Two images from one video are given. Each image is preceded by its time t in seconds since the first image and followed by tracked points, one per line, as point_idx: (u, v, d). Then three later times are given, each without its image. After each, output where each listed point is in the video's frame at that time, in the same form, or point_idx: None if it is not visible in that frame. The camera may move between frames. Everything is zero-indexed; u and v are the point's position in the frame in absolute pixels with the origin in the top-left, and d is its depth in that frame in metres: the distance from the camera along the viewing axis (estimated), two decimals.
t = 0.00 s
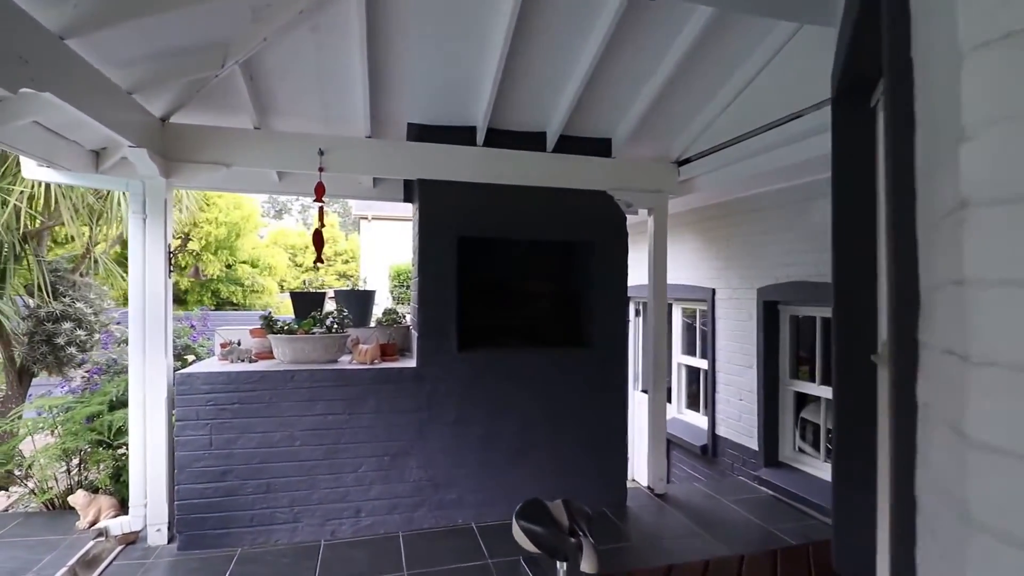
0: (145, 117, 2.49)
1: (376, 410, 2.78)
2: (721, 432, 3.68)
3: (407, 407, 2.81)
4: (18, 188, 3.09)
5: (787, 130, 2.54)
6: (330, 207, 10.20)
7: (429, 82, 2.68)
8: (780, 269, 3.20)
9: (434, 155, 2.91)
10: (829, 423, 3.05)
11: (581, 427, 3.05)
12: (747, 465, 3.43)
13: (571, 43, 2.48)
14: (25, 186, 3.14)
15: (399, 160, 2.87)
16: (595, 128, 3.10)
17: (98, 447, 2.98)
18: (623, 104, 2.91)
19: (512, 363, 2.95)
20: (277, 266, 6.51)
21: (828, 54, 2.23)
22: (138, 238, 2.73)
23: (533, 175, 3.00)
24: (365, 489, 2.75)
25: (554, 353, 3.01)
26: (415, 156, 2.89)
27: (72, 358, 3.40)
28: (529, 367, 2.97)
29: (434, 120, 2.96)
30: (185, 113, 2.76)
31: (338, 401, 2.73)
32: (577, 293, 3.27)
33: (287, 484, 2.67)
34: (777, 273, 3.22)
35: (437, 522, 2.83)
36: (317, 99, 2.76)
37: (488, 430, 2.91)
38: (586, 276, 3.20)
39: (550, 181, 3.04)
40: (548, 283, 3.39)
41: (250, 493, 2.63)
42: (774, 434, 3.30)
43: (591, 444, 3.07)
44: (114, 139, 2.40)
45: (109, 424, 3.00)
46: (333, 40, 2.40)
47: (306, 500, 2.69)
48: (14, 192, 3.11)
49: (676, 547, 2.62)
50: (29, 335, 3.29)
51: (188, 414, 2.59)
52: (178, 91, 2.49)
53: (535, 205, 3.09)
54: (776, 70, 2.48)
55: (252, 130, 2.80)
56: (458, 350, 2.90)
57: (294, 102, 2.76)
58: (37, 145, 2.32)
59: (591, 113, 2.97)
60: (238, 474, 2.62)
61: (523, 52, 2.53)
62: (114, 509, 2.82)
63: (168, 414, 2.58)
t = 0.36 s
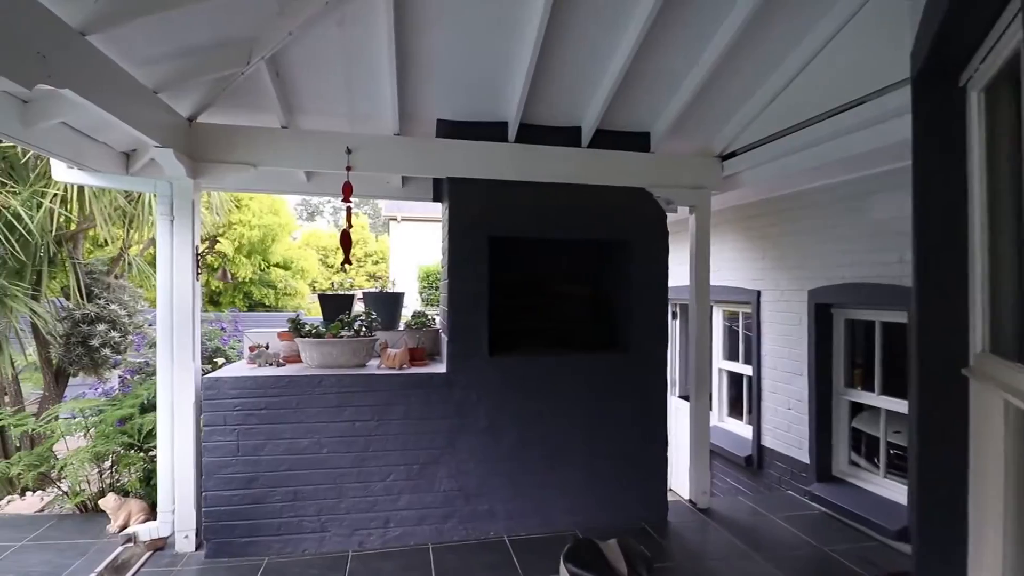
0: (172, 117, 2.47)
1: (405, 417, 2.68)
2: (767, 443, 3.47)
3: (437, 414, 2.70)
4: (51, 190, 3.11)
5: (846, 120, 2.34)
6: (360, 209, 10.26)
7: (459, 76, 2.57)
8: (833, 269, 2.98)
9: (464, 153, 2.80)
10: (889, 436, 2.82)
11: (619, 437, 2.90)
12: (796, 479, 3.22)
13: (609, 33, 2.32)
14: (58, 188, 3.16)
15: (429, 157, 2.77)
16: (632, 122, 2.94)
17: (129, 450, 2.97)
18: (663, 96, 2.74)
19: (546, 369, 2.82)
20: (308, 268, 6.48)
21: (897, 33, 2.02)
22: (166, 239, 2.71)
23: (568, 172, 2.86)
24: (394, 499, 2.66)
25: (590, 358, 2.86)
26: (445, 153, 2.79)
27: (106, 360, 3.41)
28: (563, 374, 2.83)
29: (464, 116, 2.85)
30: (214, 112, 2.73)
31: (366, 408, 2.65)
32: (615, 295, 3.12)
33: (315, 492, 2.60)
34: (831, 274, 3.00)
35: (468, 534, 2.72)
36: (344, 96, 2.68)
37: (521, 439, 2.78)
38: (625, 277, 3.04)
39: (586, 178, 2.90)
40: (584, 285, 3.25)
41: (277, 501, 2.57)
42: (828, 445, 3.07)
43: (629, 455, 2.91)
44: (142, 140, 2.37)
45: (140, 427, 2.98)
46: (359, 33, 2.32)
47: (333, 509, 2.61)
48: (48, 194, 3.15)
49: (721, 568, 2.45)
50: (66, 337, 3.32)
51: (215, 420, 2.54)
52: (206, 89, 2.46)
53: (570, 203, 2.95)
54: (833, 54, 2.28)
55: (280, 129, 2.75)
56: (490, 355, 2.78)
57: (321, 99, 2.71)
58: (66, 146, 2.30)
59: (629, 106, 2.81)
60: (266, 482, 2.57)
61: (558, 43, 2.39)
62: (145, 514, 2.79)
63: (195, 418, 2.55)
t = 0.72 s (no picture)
0: (217, 119, 2.51)
1: (443, 418, 2.64)
2: (821, 451, 3.29)
3: (476, 416, 2.66)
4: (104, 193, 3.24)
5: (912, 106, 2.17)
6: (399, 211, 10.42)
7: (496, 72, 2.53)
8: (896, 267, 2.78)
9: (503, 149, 2.75)
10: (957, 447, 2.62)
11: (663, 443, 2.79)
12: (854, 490, 3.04)
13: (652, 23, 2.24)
14: (110, 192, 3.28)
15: (466, 154, 2.73)
16: (676, 114, 2.83)
17: (176, 446, 3.04)
18: (710, 88, 2.62)
19: (587, 371, 2.73)
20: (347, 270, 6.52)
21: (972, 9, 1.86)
22: (211, 240, 2.76)
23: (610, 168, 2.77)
24: (432, 500, 2.63)
25: (632, 360, 2.76)
26: (482, 150, 2.75)
27: (155, 358, 3.51)
28: (605, 376, 2.74)
29: (502, 112, 2.81)
30: (256, 113, 2.78)
31: (405, 408, 2.63)
32: (658, 295, 3.01)
33: (354, 492, 2.60)
34: (893, 273, 2.81)
35: (507, 538, 2.66)
36: (382, 94, 2.68)
37: (561, 442, 2.71)
38: (670, 277, 2.93)
39: (627, 173, 2.80)
40: (626, 285, 3.15)
41: (317, 500, 2.58)
42: (890, 455, 2.88)
43: (674, 461, 2.80)
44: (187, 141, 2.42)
45: (186, 424, 3.05)
46: (397, 30, 2.30)
47: (372, 510, 2.60)
48: (102, 197, 3.27)
49: None
50: (119, 335, 3.44)
51: (257, 418, 2.57)
52: (247, 89, 2.49)
53: (612, 199, 2.86)
54: (897, 36, 2.12)
55: (320, 129, 2.76)
56: (528, 356, 2.72)
57: (360, 98, 2.71)
58: (116, 149, 2.37)
59: (673, 98, 2.70)
60: (306, 481, 2.58)
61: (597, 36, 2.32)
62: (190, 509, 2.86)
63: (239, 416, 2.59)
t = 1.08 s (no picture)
0: (272, 123, 2.60)
1: (489, 418, 2.64)
2: (886, 461, 3.12)
3: (522, 416, 2.64)
4: (166, 198, 3.41)
5: (990, 92, 2.01)
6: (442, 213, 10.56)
7: (542, 70, 2.51)
8: (972, 265, 2.59)
9: (549, 147, 2.72)
10: None
11: (715, 448, 2.69)
12: (924, 502, 2.85)
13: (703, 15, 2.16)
14: (172, 197, 3.46)
15: (512, 153, 2.72)
16: (729, 108, 2.73)
17: (232, 440, 3.16)
18: (764, 80, 2.52)
19: (635, 373, 2.67)
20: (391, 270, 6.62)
21: None
22: (265, 241, 2.85)
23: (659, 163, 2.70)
24: (478, 500, 2.63)
25: (683, 362, 2.68)
26: (527, 148, 2.73)
27: (213, 355, 3.66)
28: (654, 377, 2.67)
29: (547, 109, 2.78)
30: (308, 117, 2.86)
31: (451, 407, 2.64)
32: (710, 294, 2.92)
33: (401, 489, 2.63)
34: (969, 271, 2.62)
35: (554, 541, 2.63)
36: (429, 95, 2.70)
37: (609, 444, 2.66)
38: (722, 275, 2.83)
39: (676, 169, 2.72)
40: (675, 284, 3.07)
41: (366, 496, 2.62)
42: (965, 467, 2.69)
43: (727, 467, 2.70)
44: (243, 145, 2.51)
45: (242, 419, 3.16)
46: (444, 30, 2.32)
47: (419, 507, 2.62)
48: (165, 202, 3.45)
49: None
50: (179, 333, 3.61)
51: (308, 413, 2.63)
52: (300, 93, 2.56)
53: (661, 197, 2.78)
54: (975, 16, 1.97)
55: (368, 131, 2.81)
56: (575, 356, 2.68)
57: (407, 99, 2.75)
58: (178, 155, 2.48)
59: (725, 91, 2.60)
60: (356, 476, 2.62)
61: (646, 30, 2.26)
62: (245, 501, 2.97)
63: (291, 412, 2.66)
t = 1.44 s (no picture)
0: (329, 128, 2.69)
1: (539, 417, 2.63)
2: (964, 472, 2.91)
3: (572, 416, 2.62)
4: (231, 202, 3.58)
5: None
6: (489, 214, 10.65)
7: (591, 67, 2.49)
8: None
9: (599, 145, 2.69)
10: None
11: (774, 453, 2.59)
12: (1006, 518, 2.65)
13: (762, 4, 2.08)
14: (235, 201, 3.63)
15: (561, 151, 2.71)
16: (788, 99, 2.62)
17: (291, 433, 3.29)
18: (827, 70, 2.40)
19: (689, 374, 2.60)
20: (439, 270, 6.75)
21: None
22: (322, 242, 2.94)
23: (713, 159, 2.63)
24: (527, 499, 2.63)
25: (739, 364, 2.59)
26: (577, 146, 2.71)
27: (273, 352, 3.84)
28: (708, 379, 2.60)
29: (596, 106, 2.76)
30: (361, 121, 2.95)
31: (501, 405, 2.65)
32: (769, 294, 2.81)
33: (452, 486, 2.66)
34: None
35: (604, 543, 2.60)
36: (479, 96, 2.73)
37: (661, 447, 2.60)
38: (781, 275, 2.72)
39: (732, 164, 2.64)
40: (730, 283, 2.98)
41: (418, 491, 2.67)
42: None
43: (786, 474, 2.59)
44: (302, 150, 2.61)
45: (301, 413, 3.29)
46: (495, 32, 2.33)
47: (469, 504, 2.65)
48: (229, 206, 3.62)
49: None
50: (242, 331, 3.79)
51: (363, 409, 2.71)
52: (355, 98, 2.64)
53: (715, 193, 2.71)
54: None
55: (420, 134, 2.86)
56: (627, 357, 2.64)
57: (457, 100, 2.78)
58: (241, 161, 2.60)
59: (785, 82, 2.50)
60: (408, 471, 2.68)
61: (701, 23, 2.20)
62: (303, 492, 3.09)
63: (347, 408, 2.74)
